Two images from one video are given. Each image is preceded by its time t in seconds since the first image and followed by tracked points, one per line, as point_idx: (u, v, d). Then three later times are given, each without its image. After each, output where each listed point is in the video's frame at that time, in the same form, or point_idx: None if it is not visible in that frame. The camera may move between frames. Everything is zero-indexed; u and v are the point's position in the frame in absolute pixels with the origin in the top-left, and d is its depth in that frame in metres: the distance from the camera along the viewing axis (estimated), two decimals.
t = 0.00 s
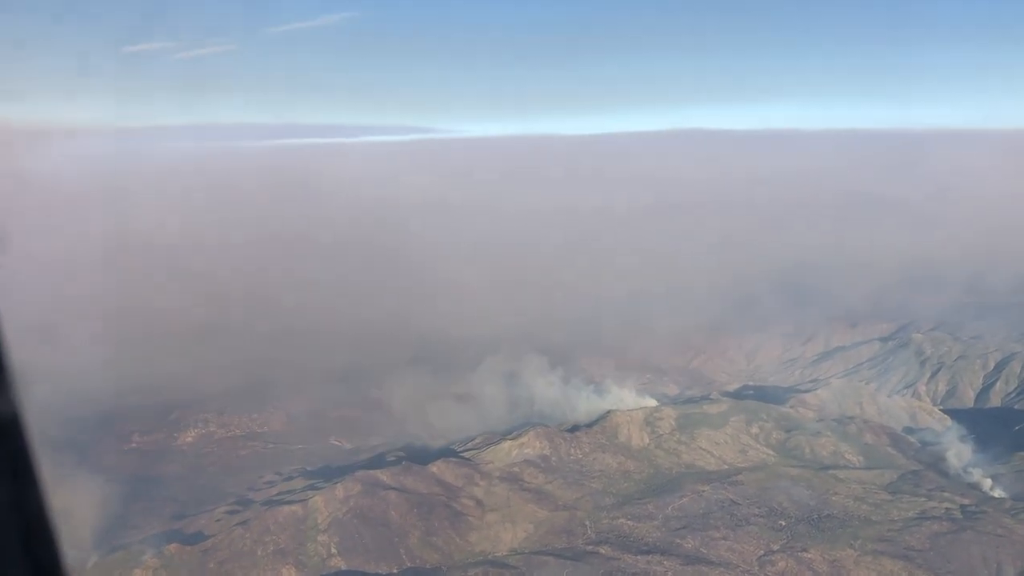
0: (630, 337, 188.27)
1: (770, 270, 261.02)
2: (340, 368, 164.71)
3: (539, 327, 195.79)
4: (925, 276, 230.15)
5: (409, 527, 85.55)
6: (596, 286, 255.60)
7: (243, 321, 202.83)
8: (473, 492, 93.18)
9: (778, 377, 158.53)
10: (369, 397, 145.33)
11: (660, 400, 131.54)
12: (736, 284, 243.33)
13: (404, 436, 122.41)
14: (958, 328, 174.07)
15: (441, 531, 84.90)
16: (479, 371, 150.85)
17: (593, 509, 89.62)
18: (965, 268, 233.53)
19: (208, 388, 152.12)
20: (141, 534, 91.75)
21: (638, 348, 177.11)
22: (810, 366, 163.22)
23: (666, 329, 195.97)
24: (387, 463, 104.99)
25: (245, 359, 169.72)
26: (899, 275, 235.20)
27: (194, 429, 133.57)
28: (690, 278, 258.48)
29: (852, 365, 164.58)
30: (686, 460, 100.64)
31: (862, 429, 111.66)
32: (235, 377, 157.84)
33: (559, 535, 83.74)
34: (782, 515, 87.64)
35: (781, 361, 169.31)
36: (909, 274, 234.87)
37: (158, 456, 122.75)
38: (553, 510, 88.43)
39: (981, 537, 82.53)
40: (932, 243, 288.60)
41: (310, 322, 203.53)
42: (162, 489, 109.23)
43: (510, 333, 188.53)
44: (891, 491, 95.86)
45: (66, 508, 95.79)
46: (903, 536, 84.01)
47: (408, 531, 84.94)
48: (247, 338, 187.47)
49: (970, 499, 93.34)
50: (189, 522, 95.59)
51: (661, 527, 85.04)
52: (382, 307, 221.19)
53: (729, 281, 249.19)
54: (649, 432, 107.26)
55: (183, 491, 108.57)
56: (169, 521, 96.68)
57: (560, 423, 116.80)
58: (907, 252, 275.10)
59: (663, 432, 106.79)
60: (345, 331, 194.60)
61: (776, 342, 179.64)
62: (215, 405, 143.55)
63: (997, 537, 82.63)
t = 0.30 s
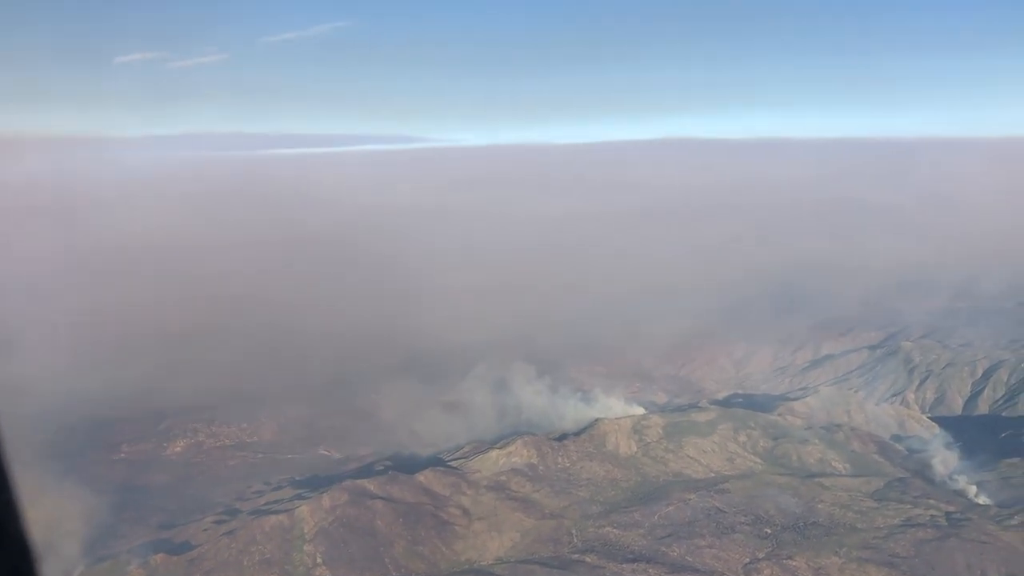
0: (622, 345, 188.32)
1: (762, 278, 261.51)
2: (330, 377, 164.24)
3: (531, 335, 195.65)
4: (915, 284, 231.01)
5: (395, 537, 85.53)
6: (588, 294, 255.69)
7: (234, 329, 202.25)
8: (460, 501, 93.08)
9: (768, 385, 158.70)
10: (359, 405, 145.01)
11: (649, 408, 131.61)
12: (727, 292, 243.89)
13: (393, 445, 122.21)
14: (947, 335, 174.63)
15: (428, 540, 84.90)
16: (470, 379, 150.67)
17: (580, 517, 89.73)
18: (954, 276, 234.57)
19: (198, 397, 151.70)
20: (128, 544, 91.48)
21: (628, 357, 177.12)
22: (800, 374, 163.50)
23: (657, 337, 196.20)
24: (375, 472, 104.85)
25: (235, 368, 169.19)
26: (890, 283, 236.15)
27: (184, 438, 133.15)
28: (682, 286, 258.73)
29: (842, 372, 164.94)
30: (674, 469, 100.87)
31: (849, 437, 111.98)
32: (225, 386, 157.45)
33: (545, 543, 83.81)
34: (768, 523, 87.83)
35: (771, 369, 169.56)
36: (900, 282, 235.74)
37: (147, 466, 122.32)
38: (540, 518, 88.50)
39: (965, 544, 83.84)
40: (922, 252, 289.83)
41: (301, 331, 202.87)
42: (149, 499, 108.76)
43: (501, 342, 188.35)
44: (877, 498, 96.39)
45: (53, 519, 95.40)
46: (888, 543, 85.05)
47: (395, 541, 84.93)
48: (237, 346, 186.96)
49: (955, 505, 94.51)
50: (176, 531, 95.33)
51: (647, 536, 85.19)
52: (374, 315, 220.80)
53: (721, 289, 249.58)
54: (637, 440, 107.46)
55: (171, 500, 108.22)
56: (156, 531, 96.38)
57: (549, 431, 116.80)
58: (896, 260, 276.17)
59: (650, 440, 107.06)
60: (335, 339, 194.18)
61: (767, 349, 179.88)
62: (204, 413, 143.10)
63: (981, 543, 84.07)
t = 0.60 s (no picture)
0: (609, 350, 188.30)
1: (748, 282, 262.51)
2: (316, 382, 163.67)
3: (518, 340, 195.66)
4: (900, 288, 232.53)
5: (377, 543, 85.52)
6: (577, 298, 255.72)
7: (221, 334, 201.14)
8: (443, 506, 92.94)
9: (755, 389, 159.22)
10: (345, 411, 144.48)
11: (635, 411, 131.78)
12: (713, 296, 244.68)
13: (378, 451, 121.91)
14: (931, 337, 175.67)
15: (410, 546, 84.86)
16: (456, 384, 150.34)
17: (562, 521, 89.85)
18: (938, 280, 236.36)
19: (184, 403, 150.83)
20: (110, 552, 91.00)
21: (614, 361, 177.31)
22: (786, 377, 164.01)
23: (645, 341, 196.40)
24: (358, 478, 104.59)
25: (220, 374, 168.26)
26: (875, 287, 237.57)
27: (169, 444, 132.36)
28: (669, 290, 259.28)
29: (828, 374, 165.57)
30: (657, 472, 101.25)
31: (832, 440, 112.53)
32: (211, 393, 156.62)
33: (528, 548, 83.94)
34: (749, 526, 88.14)
35: (757, 372, 170.10)
36: (884, 286, 237.25)
37: (131, 473, 121.57)
38: (522, 523, 88.62)
39: (945, 546, 85.03)
40: (907, 255, 291.82)
41: (288, 336, 202.02)
42: (132, 506, 108.07)
43: (489, 347, 188.00)
44: (858, 501, 97.01)
45: (34, 527, 94.77)
46: (869, 545, 85.83)
47: (376, 546, 84.89)
48: (224, 352, 186.01)
49: (935, 507, 95.57)
50: (158, 539, 94.92)
51: (629, 539, 85.40)
52: (362, 320, 220.03)
53: (707, 293, 250.27)
54: (621, 444, 107.72)
55: (155, 508, 107.70)
56: (138, 539, 95.88)
57: (533, 436, 116.77)
58: (881, 264, 277.95)
59: (634, 445, 107.39)
60: (322, 344, 193.42)
61: (753, 352, 180.19)
62: (189, 420, 142.26)
63: (960, 545, 85.38)
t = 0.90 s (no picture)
0: (596, 350, 188.60)
1: (735, 283, 263.59)
2: (301, 384, 163.15)
3: (505, 341, 195.72)
4: (885, 288, 234.06)
5: (358, 544, 85.39)
6: (564, 299, 256.03)
7: (206, 336, 200.05)
8: (425, 507, 92.90)
9: (739, 389, 159.92)
10: (330, 413, 144.09)
11: (619, 412, 132.09)
12: (701, 296, 245.50)
13: (362, 453, 121.68)
14: (914, 338, 176.97)
15: (391, 547, 84.84)
16: (441, 385, 150.22)
17: (544, 522, 90.01)
18: (922, 281, 238.10)
19: (168, 406, 150.03)
20: (91, 554, 90.41)
21: (601, 362, 177.61)
22: (770, 377, 164.75)
23: (631, 341, 196.80)
24: (341, 479, 104.39)
25: (205, 376, 167.54)
26: (860, 287, 239.06)
27: (153, 446, 131.56)
28: (657, 290, 259.92)
29: (812, 374, 166.50)
30: (639, 473, 101.63)
31: (813, 440, 113.14)
32: (196, 394, 155.75)
33: (509, 549, 84.07)
34: (730, 525, 88.46)
35: (742, 373, 170.80)
36: (870, 287, 238.79)
37: (114, 475, 120.78)
38: (504, 523, 88.75)
39: (923, 544, 85.89)
40: (892, 256, 293.90)
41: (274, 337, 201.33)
42: (114, 509, 107.47)
43: (475, 348, 187.94)
44: (839, 500, 97.65)
45: (14, 530, 94.06)
46: (848, 544, 86.53)
47: (357, 548, 84.78)
48: (209, 354, 185.05)
49: (915, 506, 96.45)
50: (140, 542, 94.37)
51: (610, 539, 85.68)
52: (348, 322, 219.37)
53: (694, 293, 251.20)
54: (604, 445, 108.08)
55: (137, 510, 107.06)
56: (120, 541, 95.35)
57: (516, 437, 116.88)
58: (867, 265, 279.64)
59: (617, 445, 107.79)
60: (308, 346, 192.83)
61: (739, 352, 180.79)
62: (173, 423, 141.52)
63: (938, 544, 86.30)
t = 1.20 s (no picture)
0: (585, 350, 188.76)
1: (725, 283, 264.49)
2: (289, 384, 163.02)
3: (494, 342, 195.73)
4: (873, 288, 235.26)
5: (342, 544, 85.56)
6: (555, 299, 256.12)
7: (195, 336, 199.31)
8: (410, 507, 93.04)
9: (727, 389, 160.44)
10: (317, 414, 143.82)
11: (606, 412, 132.32)
12: (690, 296, 246.30)
13: (349, 453, 121.61)
14: (901, 337, 177.84)
15: (375, 547, 85.05)
16: (429, 385, 150.08)
17: (528, 521, 90.21)
18: (910, 281, 239.55)
19: (155, 407, 149.47)
20: (75, 555, 90.20)
21: (589, 362, 178.04)
22: (758, 376, 165.26)
23: (621, 341, 197.02)
24: (326, 480, 104.34)
25: (193, 376, 167.27)
26: (849, 287, 240.26)
27: (140, 447, 131.18)
28: (646, 290, 260.28)
29: (800, 374, 167.10)
30: (624, 472, 102.03)
31: (798, 439, 113.64)
32: (183, 395, 155.25)
33: (493, 548, 84.28)
34: (713, 524, 88.89)
35: (730, 373, 171.30)
36: (858, 286, 239.90)
37: (101, 477, 120.36)
38: (488, 523, 88.99)
39: (904, 542, 86.67)
40: (881, 256, 295.39)
41: (263, 338, 200.97)
42: (99, 510, 107.21)
43: (464, 348, 187.86)
44: (822, 499, 98.19)
45: None
46: (830, 542, 87.17)
47: (341, 548, 84.93)
48: (198, 354, 184.37)
49: (897, 505, 97.21)
50: (125, 542, 94.19)
51: (594, 539, 86.02)
52: (338, 322, 218.84)
53: (684, 293, 251.82)
54: (589, 445, 108.42)
55: (123, 511, 106.80)
56: (104, 542, 95.11)
57: (503, 437, 116.97)
58: (856, 264, 280.90)
59: (602, 445, 108.15)
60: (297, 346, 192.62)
61: (728, 351, 181.27)
62: (160, 424, 141.02)
63: (919, 542, 87.09)
